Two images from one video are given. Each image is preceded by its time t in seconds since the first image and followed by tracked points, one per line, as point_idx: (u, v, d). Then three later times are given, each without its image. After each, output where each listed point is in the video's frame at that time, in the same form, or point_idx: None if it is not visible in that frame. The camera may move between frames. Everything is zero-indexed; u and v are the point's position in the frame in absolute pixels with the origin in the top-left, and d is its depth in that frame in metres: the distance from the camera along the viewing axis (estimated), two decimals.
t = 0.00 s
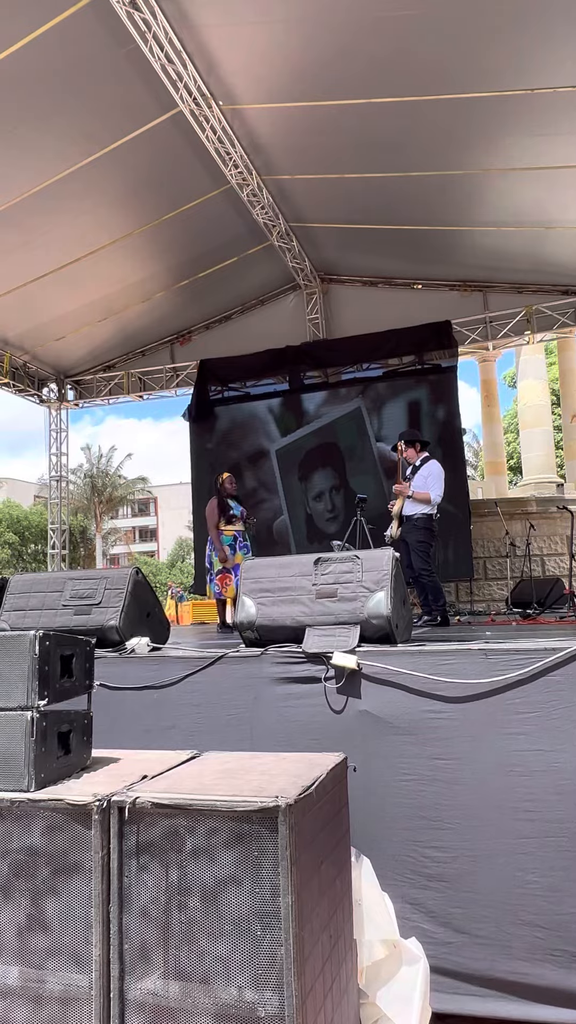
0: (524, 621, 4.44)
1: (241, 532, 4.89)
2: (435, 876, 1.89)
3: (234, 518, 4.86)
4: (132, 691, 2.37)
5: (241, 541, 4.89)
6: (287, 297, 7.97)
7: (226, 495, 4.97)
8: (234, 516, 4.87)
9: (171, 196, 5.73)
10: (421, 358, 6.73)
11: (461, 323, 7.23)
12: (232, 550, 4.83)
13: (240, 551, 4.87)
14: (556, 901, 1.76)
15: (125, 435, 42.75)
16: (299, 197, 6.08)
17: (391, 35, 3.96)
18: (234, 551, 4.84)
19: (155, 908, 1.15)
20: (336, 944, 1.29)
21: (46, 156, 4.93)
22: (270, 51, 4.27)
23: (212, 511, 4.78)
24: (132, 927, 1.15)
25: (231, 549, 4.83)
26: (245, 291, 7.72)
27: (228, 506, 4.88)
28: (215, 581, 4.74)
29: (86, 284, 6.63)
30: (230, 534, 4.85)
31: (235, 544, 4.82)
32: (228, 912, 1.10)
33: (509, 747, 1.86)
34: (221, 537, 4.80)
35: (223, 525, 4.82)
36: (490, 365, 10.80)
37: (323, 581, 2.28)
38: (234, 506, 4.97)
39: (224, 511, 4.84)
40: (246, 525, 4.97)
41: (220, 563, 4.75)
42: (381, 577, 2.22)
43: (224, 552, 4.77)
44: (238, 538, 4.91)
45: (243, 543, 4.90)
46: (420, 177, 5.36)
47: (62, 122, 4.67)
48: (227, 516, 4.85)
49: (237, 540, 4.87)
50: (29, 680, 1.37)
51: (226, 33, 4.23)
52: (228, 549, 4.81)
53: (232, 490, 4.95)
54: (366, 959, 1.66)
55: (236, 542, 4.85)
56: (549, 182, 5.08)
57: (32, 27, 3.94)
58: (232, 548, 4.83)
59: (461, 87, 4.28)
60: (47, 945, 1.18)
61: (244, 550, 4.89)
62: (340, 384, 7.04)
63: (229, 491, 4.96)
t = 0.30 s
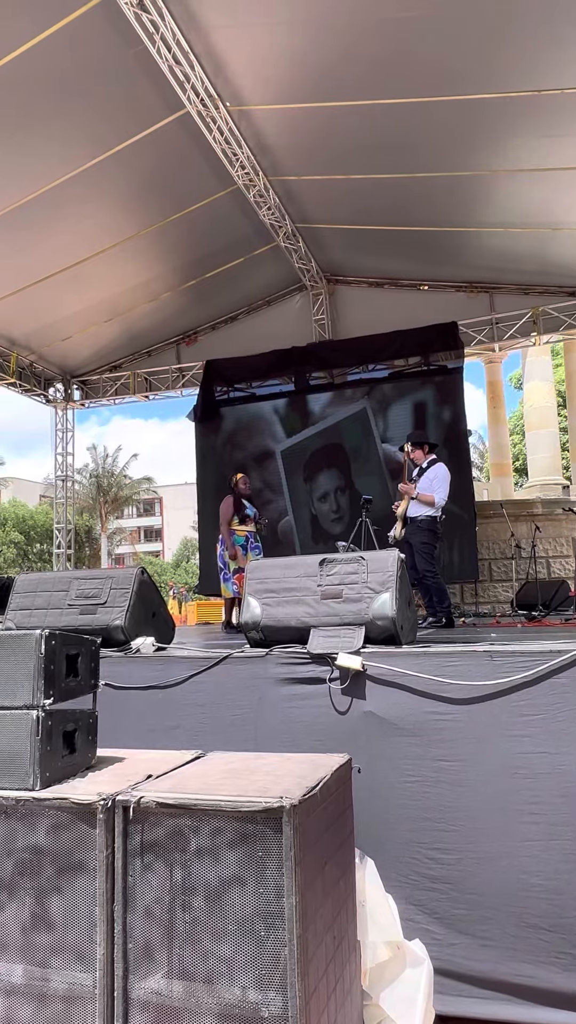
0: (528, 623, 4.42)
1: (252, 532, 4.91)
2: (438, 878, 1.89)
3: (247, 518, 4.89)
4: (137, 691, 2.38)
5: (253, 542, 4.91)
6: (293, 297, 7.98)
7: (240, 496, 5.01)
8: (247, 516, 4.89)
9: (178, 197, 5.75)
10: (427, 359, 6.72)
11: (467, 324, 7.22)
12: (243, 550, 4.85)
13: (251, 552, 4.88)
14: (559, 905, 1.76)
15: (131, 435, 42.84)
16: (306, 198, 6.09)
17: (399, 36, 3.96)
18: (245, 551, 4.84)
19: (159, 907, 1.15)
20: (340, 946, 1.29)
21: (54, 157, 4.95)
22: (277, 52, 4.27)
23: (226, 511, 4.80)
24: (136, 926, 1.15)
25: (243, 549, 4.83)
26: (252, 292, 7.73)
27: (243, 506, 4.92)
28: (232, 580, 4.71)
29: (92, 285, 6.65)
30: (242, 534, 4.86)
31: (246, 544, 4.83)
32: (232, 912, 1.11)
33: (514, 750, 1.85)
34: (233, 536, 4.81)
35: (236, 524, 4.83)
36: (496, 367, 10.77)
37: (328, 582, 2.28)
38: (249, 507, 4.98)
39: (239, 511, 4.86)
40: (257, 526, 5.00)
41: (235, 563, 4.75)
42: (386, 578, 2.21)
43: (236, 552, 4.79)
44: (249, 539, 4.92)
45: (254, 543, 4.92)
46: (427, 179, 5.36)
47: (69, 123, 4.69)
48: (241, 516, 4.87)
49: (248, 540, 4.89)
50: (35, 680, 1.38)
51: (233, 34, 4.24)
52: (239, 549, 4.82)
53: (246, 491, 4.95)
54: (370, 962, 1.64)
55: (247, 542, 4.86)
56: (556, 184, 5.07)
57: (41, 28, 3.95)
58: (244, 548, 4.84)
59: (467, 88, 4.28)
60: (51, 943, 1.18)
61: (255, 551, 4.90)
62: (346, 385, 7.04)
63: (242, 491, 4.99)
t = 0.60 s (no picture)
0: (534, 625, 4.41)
1: (259, 533, 4.89)
2: (442, 880, 1.88)
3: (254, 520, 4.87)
4: (142, 691, 2.38)
5: (260, 543, 4.89)
6: (300, 299, 7.98)
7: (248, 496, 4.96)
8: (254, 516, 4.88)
9: (185, 198, 5.76)
10: (433, 361, 6.71)
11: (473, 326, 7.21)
12: (249, 550, 4.84)
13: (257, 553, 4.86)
14: (564, 909, 1.75)
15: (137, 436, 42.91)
16: (312, 199, 6.09)
17: (406, 37, 3.96)
18: (251, 552, 4.84)
19: (163, 907, 1.15)
20: (343, 947, 1.29)
21: (62, 158, 4.96)
22: (285, 53, 4.28)
23: (234, 511, 4.82)
24: (139, 926, 1.15)
25: (249, 549, 4.84)
26: (258, 293, 7.74)
27: (250, 506, 4.89)
28: (235, 581, 4.74)
29: (99, 286, 6.67)
30: (248, 534, 4.85)
31: (252, 545, 4.82)
32: (236, 912, 1.11)
33: (519, 753, 1.85)
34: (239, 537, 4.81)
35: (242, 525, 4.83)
36: (502, 368, 10.74)
37: (333, 583, 2.28)
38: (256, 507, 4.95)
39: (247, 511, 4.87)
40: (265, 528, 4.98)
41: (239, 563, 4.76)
42: (391, 580, 2.21)
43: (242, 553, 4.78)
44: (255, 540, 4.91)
45: (261, 545, 4.89)
46: (434, 180, 5.35)
47: (77, 125, 4.70)
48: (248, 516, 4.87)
49: (254, 541, 4.87)
50: (40, 679, 1.38)
51: (241, 35, 4.24)
52: (245, 549, 4.82)
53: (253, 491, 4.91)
54: (373, 965, 1.64)
55: (253, 543, 4.84)
56: (563, 185, 5.06)
57: (49, 30, 3.97)
58: (249, 548, 4.84)
59: (475, 89, 4.27)
60: (54, 942, 1.19)
61: (261, 552, 4.88)
62: (351, 386, 7.04)
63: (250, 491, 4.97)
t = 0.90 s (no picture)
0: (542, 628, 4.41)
1: (263, 533, 4.84)
2: (449, 883, 1.88)
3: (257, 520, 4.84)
4: (151, 691, 2.39)
5: (264, 545, 4.85)
6: (308, 300, 7.98)
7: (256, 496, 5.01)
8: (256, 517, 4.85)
9: (195, 201, 5.78)
10: (442, 363, 6.71)
11: (482, 329, 7.20)
12: (253, 550, 4.83)
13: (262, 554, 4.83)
14: (572, 914, 1.74)
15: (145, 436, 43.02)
16: (322, 202, 6.09)
17: (417, 39, 3.96)
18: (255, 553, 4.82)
19: (171, 907, 1.15)
20: (350, 949, 1.29)
21: (73, 160, 4.99)
22: (296, 56, 4.29)
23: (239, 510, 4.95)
24: (147, 925, 1.16)
25: (253, 549, 4.82)
26: (267, 295, 7.75)
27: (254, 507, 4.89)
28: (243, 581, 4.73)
29: (109, 287, 6.70)
30: (252, 535, 4.84)
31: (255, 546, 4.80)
32: (243, 913, 1.11)
33: (527, 757, 1.84)
34: (242, 537, 4.81)
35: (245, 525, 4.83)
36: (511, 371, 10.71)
37: (341, 585, 2.28)
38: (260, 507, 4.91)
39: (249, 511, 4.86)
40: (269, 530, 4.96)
41: (245, 563, 4.74)
42: (400, 582, 2.21)
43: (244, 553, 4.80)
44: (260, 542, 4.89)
45: (265, 546, 4.85)
46: (444, 183, 5.34)
47: (88, 127, 4.73)
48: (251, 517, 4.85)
49: (259, 541, 4.84)
50: (49, 678, 1.39)
51: (252, 38, 4.25)
52: (249, 549, 4.82)
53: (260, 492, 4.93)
54: (379, 966, 1.65)
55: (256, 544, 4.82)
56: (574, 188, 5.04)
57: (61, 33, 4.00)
58: (253, 549, 4.83)
59: (486, 92, 4.27)
60: (62, 941, 1.19)
61: (265, 553, 4.84)
62: (360, 388, 7.04)
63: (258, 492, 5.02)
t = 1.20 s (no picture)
0: (547, 632, 4.39)
1: (259, 534, 4.71)
2: (453, 886, 1.87)
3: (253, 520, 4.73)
4: (156, 691, 2.39)
5: (260, 545, 4.68)
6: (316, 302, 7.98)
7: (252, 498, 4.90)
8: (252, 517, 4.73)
9: (204, 202, 5.79)
10: (449, 365, 6.70)
11: (489, 332, 7.18)
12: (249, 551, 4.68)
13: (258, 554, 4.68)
14: None
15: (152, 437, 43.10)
16: (330, 204, 6.10)
17: (426, 42, 3.96)
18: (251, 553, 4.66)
19: (174, 907, 1.15)
20: (353, 952, 1.28)
21: (82, 161, 5.01)
22: (305, 58, 4.29)
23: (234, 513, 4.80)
24: (150, 926, 1.16)
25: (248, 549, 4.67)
26: (274, 297, 7.76)
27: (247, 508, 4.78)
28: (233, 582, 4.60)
29: (117, 288, 6.72)
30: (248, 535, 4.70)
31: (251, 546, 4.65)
32: (247, 914, 1.11)
33: (533, 763, 1.83)
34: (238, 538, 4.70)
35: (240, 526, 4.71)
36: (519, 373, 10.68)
37: (347, 586, 2.27)
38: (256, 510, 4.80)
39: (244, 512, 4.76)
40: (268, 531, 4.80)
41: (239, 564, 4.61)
42: (406, 584, 2.20)
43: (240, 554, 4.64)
44: (257, 543, 4.74)
45: (262, 547, 4.69)
46: (451, 185, 5.34)
47: (98, 128, 4.75)
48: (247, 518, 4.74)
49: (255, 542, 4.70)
50: (55, 678, 1.39)
51: (262, 40, 4.26)
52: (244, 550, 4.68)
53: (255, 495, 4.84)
54: (383, 971, 1.64)
55: (252, 545, 4.66)
56: None
57: (71, 35, 4.02)
58: (249, 549, 4.68)
59: (496, 94, 4.26)
60: (66, 940, 1.19)
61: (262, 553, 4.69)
62: (367, 390, 7.03)
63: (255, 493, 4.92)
